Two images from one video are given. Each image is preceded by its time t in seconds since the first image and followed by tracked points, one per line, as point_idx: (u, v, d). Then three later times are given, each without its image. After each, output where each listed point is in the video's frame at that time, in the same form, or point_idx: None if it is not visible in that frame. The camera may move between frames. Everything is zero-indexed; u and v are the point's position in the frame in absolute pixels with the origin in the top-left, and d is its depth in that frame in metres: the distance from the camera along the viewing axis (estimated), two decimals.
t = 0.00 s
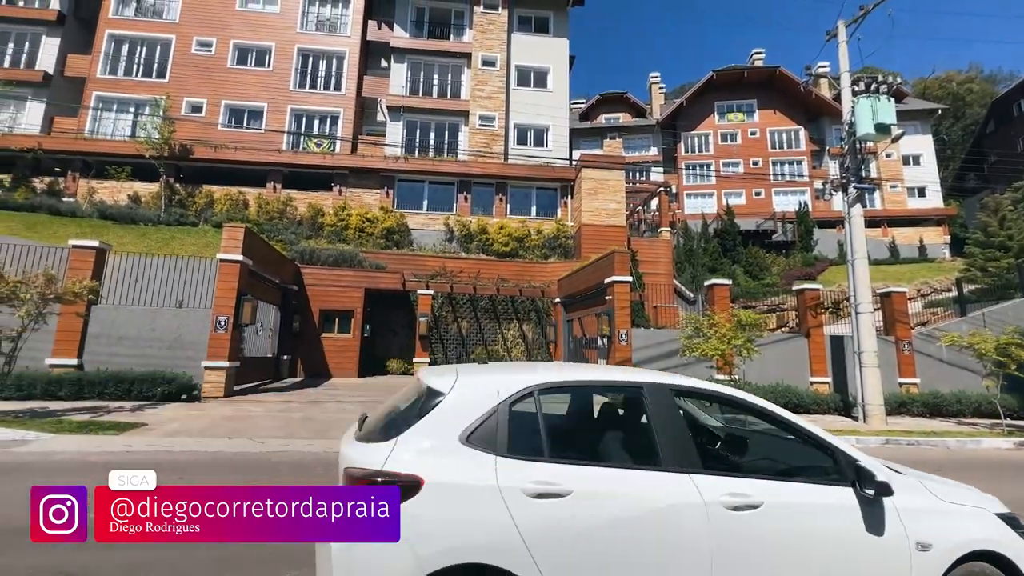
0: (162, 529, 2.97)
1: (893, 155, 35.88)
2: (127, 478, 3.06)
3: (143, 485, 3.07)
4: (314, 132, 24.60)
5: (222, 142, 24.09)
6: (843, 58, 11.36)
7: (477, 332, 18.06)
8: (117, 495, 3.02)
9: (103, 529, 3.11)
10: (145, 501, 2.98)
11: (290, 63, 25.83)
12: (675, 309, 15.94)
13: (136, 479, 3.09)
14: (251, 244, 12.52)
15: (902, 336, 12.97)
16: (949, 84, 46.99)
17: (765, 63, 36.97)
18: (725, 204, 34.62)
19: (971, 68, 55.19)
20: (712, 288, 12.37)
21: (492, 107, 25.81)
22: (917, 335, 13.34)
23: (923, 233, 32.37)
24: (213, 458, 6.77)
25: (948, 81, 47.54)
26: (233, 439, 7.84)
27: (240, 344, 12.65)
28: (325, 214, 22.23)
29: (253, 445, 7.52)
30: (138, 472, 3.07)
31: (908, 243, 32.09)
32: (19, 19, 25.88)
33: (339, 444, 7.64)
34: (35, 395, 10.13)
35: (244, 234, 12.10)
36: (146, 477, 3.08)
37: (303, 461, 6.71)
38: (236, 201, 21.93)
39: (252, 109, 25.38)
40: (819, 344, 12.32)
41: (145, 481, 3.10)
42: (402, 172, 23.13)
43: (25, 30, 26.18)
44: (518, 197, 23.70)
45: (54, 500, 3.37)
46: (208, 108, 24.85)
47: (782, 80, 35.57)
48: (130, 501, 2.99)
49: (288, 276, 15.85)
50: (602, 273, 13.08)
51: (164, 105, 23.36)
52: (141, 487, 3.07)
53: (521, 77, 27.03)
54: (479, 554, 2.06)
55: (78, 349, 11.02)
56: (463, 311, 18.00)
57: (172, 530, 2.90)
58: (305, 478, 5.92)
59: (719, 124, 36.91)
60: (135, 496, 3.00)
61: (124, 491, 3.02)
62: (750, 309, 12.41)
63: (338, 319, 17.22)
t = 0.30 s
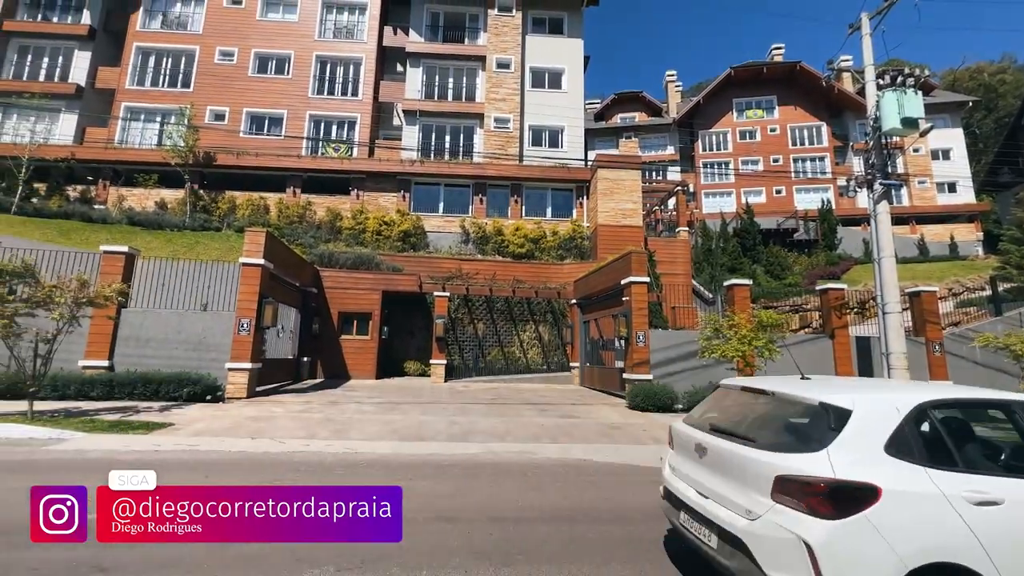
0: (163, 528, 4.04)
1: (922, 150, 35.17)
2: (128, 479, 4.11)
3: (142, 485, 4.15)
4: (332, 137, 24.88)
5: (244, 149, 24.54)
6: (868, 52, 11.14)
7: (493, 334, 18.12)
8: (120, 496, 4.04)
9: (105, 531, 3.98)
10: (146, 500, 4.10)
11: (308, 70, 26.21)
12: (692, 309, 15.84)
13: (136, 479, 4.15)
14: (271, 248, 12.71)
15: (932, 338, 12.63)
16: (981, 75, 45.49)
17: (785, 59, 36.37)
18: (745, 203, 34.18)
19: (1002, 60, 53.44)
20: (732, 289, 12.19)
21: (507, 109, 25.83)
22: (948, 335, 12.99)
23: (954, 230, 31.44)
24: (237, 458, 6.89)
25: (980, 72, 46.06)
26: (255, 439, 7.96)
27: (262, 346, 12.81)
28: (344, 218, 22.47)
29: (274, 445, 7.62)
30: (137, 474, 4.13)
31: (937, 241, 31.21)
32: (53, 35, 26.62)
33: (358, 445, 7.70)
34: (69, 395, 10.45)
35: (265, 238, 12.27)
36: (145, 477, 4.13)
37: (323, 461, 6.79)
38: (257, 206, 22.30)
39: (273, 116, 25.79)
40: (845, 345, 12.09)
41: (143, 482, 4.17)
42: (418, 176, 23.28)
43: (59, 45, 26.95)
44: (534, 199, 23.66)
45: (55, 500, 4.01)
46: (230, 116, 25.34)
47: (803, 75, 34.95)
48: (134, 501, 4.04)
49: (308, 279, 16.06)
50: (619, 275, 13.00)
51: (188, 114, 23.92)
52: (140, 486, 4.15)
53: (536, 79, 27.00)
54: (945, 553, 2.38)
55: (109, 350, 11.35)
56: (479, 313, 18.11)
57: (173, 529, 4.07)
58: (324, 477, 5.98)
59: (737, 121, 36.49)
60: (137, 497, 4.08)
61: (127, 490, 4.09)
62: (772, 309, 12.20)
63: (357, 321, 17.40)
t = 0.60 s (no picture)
0: (166, 528, 4.12)
1: (950, 143, 34.45)
2: (129, 475, 4.37)
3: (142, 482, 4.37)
4: (349, 141, 25.12)
5: (264, 155, 24.93)
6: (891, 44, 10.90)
7: (509, 336, 18.06)
8: (124, 496, 4.19)
9: (109, 532, 4.04)
10: (150, 500, 4.25)
11: (325, 76, 26.54)
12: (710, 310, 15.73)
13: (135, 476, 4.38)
14: (290, 251, 12.87)
15: (964, 339, 12.28)
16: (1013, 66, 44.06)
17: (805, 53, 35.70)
18: (764, 201, 33.72)
19: None
20: (752, 289, 12.00)
21: (521, 110, 25.83)
22: (980, 335, 12.63)
23: (985, 226, 30.54)
24: (258, 457, 6.99)
25: (1010, 62, 44.71)
26: (276, 439, 8.08)
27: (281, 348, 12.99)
28: (360, 221, 22.66)
29: (293, 445, 7.72)
30: (137, 470, 4.38)
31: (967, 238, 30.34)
32: (82, 47, 27.25)
33: (374, 445, 7.76)
34: (99, 395, 10.72)
35: (284, 241, 12.44)
36: (145, 473, 4.38)
37: (341, 461, 6.86)
38: (277, 210, 22.64)
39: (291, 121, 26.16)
40: (870, 348, 11.80)
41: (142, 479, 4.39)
42: (433, 178, 23.39)
43: (88, 57, 27.58)
44: (548, 200, 23.61)
45: (56, 501, 4.13)
46: (251, 123, 25.81)
47: (823, 69, 34.34)
48: (137, 501, 4.20)
49: (326, 282, 16.22)
50: (635, 275, 12.89)
51: (210, 121, 24.41)
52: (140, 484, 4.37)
53: (550, 80, 26.95)
54: None
55: (136, 351, 11.59)
56: (494, 314, 18.02)
57: (177, 528, 4.14)
58: (342, 478, 6.04)
59: (756, 118, 36.02)
60: (141, 497, 4.23)
61: (128, 489, 4.25)
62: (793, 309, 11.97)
63: (374, 322, 17.50)
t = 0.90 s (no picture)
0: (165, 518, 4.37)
1: (981, 137, 33.57)
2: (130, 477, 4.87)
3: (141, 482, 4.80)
4: (365, 145, 25.34)
5: (284, 160, 25.30)
6: (918, 36, 10.65)
7: (525, 337, 18.02)
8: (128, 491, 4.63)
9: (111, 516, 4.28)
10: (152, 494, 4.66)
11: (342, 82, 26.89)
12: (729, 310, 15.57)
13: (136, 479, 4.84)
14: (310, 255, 13.05)
15: (998, 339, 11.91)
16: None
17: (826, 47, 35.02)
18: (785, 199, 33.22)
19: None
20: (773, 289, 11.81)
21: (535, 112, 25.81)
22: (1016, 335, 12.24)
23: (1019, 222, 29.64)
24: (278, 457, 7.09)
25: None
26: (295, 439, 8.17)
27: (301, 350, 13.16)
28: (377, 224, 22.85)
29: (312, 445, 7.80)
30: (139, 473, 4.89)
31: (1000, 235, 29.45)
32: (111, 60, 27.92)
33: (392, 446, 7.80)
34: (128, 396, 10.98)
35: (303, 245, 12.58)
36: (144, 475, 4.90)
37: (359, 461, 6.92)
38: (296, 215, 22.96)
39: (310, 127, 26.54)
40: (898, 350, 11.52)
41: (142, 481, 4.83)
42: (448, 181, 23.50)
43: (117, 69, 28.27)
44: (563, 201, 23.55)
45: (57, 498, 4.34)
46: (271, 129, 26.26)
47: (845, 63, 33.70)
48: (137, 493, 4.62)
49: (344, 284, 16.39)
50: (653, 275, 12.77)
51: (232, 128, 24.88)
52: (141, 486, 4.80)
53: (564, 81, 26.90)
54: None
55: (163, 353, 11.84)
56: (510, 315, 17.97)
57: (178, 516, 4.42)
58: (359, 478, 6.07)
59: (775, 114, 35.53)
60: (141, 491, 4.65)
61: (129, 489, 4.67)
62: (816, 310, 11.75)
63: (391, 324, 17.62)
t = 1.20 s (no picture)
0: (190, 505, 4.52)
1: (1012, 132, 32.61)
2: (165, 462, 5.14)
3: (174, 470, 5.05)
4: (382, 151, 25.57)
5: (303, 167, 25.65)
6: (946, 28, 10.40)
7: (541, 340, 17.98)
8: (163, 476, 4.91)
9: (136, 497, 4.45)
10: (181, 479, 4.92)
11: (359, 89, 27.23)
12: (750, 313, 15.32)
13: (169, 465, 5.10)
14: (328, 259, 13.21)
15: None
16: None
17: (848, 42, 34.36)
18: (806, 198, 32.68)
19: None
20: (795, 290, 11.60)
21: (550, 114, 25.79)
22: None
23: None
24: (297, 459, 7.16)
25: None
26: (314, 441, 8.26)
27: (320, 353, 13.31)
28: (394, 228, 23.03)
29: (330, 448, 7.86)
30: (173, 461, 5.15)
31: None
32: (139, 73, 28.63)
33: (409, 449, 7.83)
34: (155, 398, 11.21)
35: (321, 249, 12.74)
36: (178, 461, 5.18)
37: (377, 464, 6.95)
38: (314, 220, 23.26)
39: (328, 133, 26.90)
40: (928, 353, 11.20)
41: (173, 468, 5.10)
42: (463, 185, 23.61)
43: (144, 81, 28.97)
44: (579, 203, 23.47)
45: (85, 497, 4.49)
46: (290, 136, 26.71)
47: (869, 57, 32.98)
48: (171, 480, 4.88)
49: (361, 288, 16.55)
50: (670, 277, 12.64)
51: (252, 136, 25.37)
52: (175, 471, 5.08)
53: (578, 82, 26.83)
54: None
55: (187, 356, 12.07)
56: (526, 318, 17.97)
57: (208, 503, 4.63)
58: (377, 481, 6.10)
59: (795, 112, 35.00)
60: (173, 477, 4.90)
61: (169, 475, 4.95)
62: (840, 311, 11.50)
63: (407, 327, 17.71)
